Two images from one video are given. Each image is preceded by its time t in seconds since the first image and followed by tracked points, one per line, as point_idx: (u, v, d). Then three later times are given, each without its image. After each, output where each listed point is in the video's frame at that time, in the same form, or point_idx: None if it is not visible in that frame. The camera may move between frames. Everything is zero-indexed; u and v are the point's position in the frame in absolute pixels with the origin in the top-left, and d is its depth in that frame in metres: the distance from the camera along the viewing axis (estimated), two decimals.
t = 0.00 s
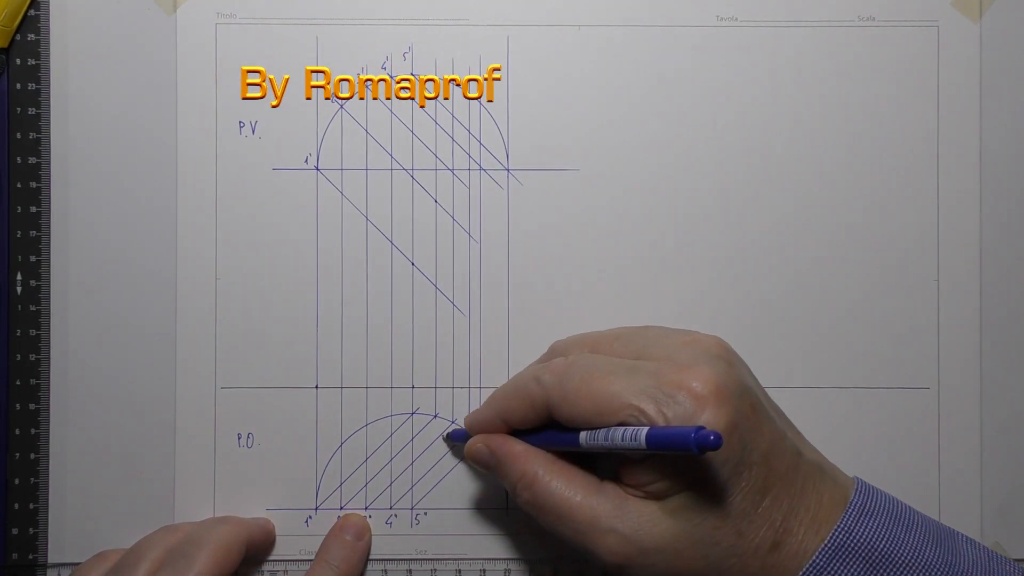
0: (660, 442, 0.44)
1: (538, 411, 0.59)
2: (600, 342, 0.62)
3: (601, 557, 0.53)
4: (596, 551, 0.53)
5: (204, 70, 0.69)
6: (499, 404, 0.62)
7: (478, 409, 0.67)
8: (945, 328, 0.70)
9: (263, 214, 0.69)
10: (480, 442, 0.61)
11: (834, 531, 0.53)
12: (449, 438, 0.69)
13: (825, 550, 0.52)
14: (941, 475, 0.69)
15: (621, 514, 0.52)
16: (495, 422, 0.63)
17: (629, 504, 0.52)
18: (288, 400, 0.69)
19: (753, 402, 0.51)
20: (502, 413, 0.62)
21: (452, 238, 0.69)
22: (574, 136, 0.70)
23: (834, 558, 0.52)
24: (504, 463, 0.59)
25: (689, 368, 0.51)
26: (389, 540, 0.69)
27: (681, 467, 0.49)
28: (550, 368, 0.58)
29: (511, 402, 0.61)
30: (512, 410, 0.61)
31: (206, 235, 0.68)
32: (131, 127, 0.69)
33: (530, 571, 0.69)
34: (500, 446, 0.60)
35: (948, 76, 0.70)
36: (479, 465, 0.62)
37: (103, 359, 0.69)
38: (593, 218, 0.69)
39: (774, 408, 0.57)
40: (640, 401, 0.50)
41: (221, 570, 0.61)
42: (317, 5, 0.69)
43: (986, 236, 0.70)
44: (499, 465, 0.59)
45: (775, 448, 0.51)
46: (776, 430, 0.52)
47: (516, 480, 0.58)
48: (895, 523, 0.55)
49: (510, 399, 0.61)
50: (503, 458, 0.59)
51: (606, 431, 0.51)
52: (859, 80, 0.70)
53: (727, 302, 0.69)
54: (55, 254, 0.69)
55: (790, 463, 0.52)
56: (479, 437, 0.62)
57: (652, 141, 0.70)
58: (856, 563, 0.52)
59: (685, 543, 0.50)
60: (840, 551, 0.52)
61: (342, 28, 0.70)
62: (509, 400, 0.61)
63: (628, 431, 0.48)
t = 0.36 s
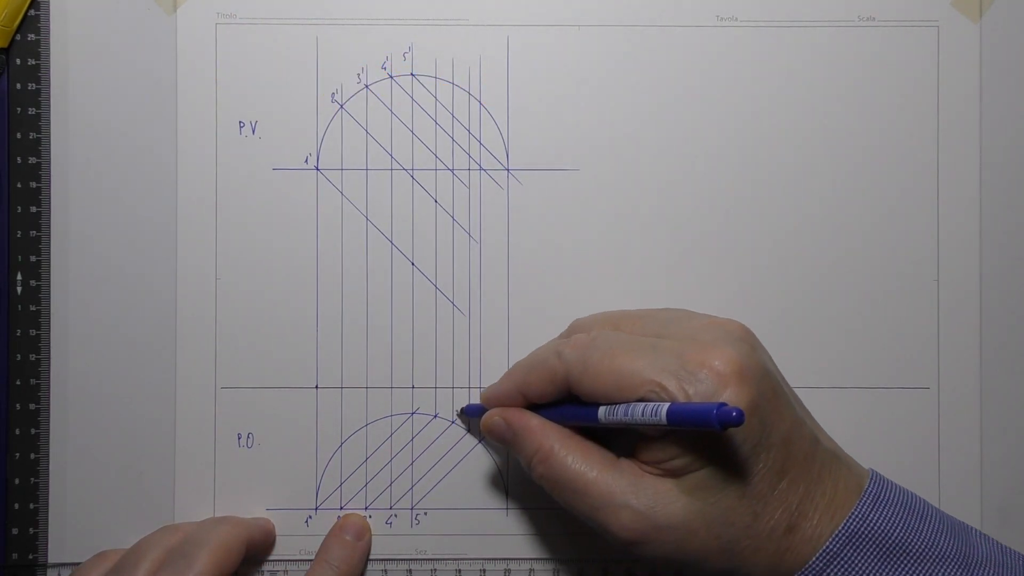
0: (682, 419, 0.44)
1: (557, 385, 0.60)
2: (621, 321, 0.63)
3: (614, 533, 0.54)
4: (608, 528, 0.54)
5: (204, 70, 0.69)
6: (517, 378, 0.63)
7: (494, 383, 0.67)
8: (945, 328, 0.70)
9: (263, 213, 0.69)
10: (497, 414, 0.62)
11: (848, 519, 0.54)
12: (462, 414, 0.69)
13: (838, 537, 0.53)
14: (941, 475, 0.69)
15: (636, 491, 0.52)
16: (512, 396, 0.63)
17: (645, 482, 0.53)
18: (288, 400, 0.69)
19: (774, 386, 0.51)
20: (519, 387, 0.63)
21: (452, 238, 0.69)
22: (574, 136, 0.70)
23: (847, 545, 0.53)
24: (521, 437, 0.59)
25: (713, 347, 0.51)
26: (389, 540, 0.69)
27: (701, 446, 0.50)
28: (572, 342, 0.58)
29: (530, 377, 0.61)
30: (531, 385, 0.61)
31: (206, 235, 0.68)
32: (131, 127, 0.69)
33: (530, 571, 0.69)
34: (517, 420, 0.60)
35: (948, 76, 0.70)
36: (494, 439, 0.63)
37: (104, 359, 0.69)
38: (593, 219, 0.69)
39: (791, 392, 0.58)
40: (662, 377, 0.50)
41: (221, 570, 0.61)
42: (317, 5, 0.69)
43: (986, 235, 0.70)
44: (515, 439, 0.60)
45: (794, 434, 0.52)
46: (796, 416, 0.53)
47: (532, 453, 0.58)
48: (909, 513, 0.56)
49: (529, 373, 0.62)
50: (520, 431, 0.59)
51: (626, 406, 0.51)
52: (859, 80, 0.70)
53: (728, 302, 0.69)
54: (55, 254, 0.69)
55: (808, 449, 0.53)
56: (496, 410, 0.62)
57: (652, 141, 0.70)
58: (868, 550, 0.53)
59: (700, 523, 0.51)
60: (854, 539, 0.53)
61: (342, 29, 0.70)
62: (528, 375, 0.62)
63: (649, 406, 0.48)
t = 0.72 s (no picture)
0: (685, 346, 0.45)
1: (562, 318, 0.61)
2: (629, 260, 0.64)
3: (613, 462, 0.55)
4: (607, 457, 0.55)
5: (204, 71, 0.69)
6: (522, 308, 0.63)
7: (496, 315, 0.67)
8: (945, 327, 0.70)
9: (263, 213, 0.69)
10: (498, 346, 0.61)
11: (848, 464, 0.54)
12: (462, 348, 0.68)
13: (836, 482, 0.53)
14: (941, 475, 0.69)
15: (638, 422, 0.53)
16: (516, 326, 0.64)
17: (646, 415, 0.53)
18: (287, 400, 0.69)
19: (780, 326, 0.53)
20: (524, 318, 0.63)
21: (452, 239, 0.69)
22: (574, 135, 0.70)
23: (845, 490, 0.53)
24: (522, 368, 0.59)
25: (720, 283, 0.53)
26: (389, 540, 0.69)
27: (706, 379, 0.51)
28: (581, 274, 0.60)
29: (535, 307, 0.62)
30: (535, 315, 0.62)
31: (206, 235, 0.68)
32: (131, 127, 0.69)
33: (530, 570, 0.69)
34: (519, 351, 0.60)
35: (948, 76, 0.70)
36: (493, 371, 0.62)
37: (104, 359, 0.69)
38: (593, 218, 0.69)
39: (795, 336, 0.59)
40: (669, 308, 0.52)
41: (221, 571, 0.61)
42: (318, 4, 0.69)
43: (986, 235, 0.70)
44: (517, 370, 0.60)
45: (798, 375, 0.53)
46: (801, 359, 0.54)
47: (534, 384, 0.59)
48: (910, 464, 0.56)
49: (535, 303, 0.62)
50: (522, 362, 0.59)
51: (629, 336, 0.52)
52: (859, 80, 0.70)
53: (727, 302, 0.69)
54: (55, 254, 0.69)
55: (812, 393, 0.54)
56: (497, 342, 0.62)
57: (652, 141, 0.70)
58: (866, 496, 0.54)
59: (699, 456, 0.52)
60: (852, 484, 0.54)
61: (342, 29, 0.70)
62: (533, 305, 0.62)
63: (652, 337, 0.49)
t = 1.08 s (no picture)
0: (691, 298, 0.46)
1: (563, 268, 0.62)
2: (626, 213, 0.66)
3: (608, 412, 0.56)
4: (602, 407, 0.56)
5: (204, 70, 0.69)
6: (526, 258, 0.63)
7: (497, 265, 0.68)
8: (946, 327, 0.70)
9: (263, 213, 0.69)
10: (499, 294, 0.62)
11: (842, 425, 0.55)
12: (461, 299, 0.68)
13: (829, 442, 0.55)
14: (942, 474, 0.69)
15: (636, 372, 0.54)
16: (518, 276, 0.64)
17: (644, 366, 0.55)
18: (287, 400, 0.69)
19: (781, 285, 0.55)
20: (527, 267, 0.63)
21: (452, 238, 0.69)
22: (574, 135, 0.70)
23: (838, 451, 0.55)
24: (522, 316, 0.60)
25: (725, 239, 0.55)
26: (389, 540, 0.69)
27: (706, 333, 0.52)
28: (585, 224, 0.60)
29: (539, 256, 0.63)
30: (537, 264, 0.63)
31: (206, 235, 0.68)
32: (131, 127, 0.69)
33: (530, 570, 0.69)
34: (520, 300, 0.61)
35: (948, 76, 0.70)
36: (492, 319, 0.63)
37: (104, 359, 0.69)
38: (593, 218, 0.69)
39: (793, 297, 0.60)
40: (674, 261, 0.54)
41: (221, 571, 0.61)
42: (318, 5, 0.70)
43: (986, 235, 0.70)
44: (517, 318, 0.61)
45: (795, 334, 0.55)
46: (799, 319, 0.56)
47: (533, 333, 0.59)
48: (901, 430, 0.57)
49: (539, 253, 0.63)
50: (523, 311, 0.60)
51: (633, 287, 0.53)
52: (858, 79, 0.70)
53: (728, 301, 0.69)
54: (55, 254, 0.69)
55: (809, 352, 0.56)
56: (498, 290, 0.62)
57: (652, 140, 0.70)
58: (858, 458, 0.55)
59: (694, 409, 0.53)
60: (844, 446, 0.55)
61: (343, 29, 0.70)
62: (538, 254, 0.63)
63: (656, 288, 0.50)
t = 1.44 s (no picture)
0: (690, 257, 0.48)
1: (563, 227, 0.63)
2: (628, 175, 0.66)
3: (602, 370, 0.57)
4: (597, 364, 0.58)
5: (204, 70, 0.69)
6: (526, 215, 0.64)
7: (498, 222, 0.68)
8: (945, 327, 0.70)
9: (263, 213, 0.69)
10: (499, 251, 0.63)
11: (840, 393, 0.57)
12: (461, 257, 0.68)
13: (828, 410, 0.56)
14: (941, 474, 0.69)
15: (632, 332, 0.56)
16: (518, 234, 0.65)
17: (640, 326, 0.56)
18: (287, 400, 0.69)
19: (780, 249, 0.55)
20: (527, 225, 0.64)
21: (452, 238, 0.69)
22: (574, 135, 0.70)
23: (836, 418, 0.56)
24: (520, 274, 0.61)
25: (726, 200, 0.55)
26: (389, 540, 0.69)
27: (702, 293, 0.53)
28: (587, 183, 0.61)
29: (539, 214, 0.63)
30: (537, 221, 0.63)
31: (206, 235, 0.68)
32: (131, 127, 0.69)
33: (530, 570, 0.69)
34: (519, 257, 0.62)
35: (948, 76, 0.70)
36: (490, 276, 0.64)
37: (104, 359, 0.69)
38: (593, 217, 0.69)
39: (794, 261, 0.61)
40: (673, 220, 0.55)
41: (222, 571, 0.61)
42: (318, 5, 0.69)
43: (986, 235, 0.70)
44: (515, 275, 0.62)
45: (792, 300, 0.56)
46: (797, 285, 0.56)
47: (531, 290, 0.61)
48: (902, 402, 0.58)
49: (540, 210, 0.63)
50: (522, 268, 0.61)
51: (631, 247, 0.54)
52: (859, 79, 0.70)
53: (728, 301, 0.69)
54: (55, 254, 0.69)
55: (805, 319, 0.57)
56: (498, 248, 0.63)
57: (652, 141, 0.70)
58: (858, 426, 0.56)
59: (688, 368, 0.55)
60: (843, 413, 0.56)
61: (343, 29, 0.70)
62: (539, 212, 0.63)
63: (656, 247, 0.51)
